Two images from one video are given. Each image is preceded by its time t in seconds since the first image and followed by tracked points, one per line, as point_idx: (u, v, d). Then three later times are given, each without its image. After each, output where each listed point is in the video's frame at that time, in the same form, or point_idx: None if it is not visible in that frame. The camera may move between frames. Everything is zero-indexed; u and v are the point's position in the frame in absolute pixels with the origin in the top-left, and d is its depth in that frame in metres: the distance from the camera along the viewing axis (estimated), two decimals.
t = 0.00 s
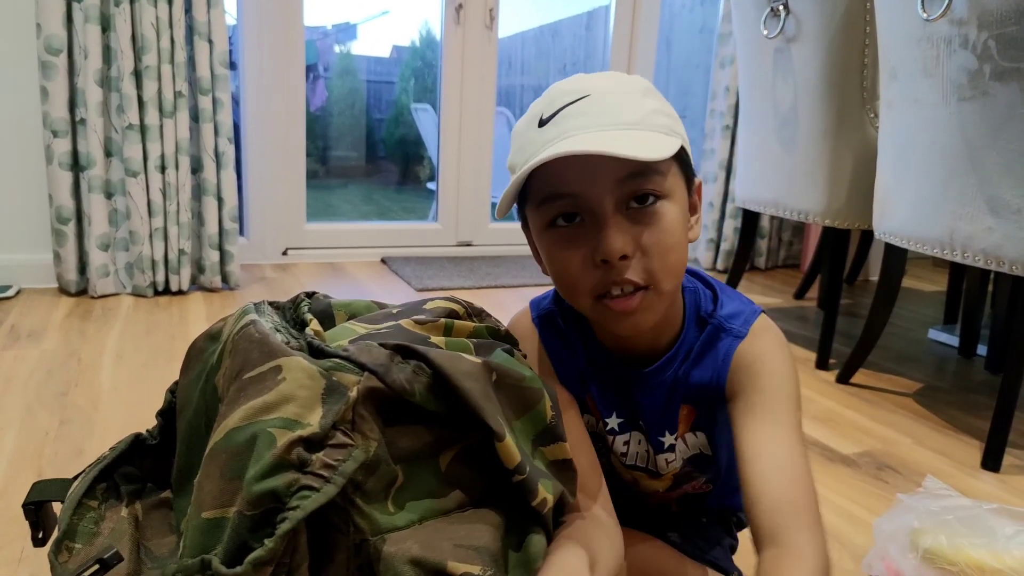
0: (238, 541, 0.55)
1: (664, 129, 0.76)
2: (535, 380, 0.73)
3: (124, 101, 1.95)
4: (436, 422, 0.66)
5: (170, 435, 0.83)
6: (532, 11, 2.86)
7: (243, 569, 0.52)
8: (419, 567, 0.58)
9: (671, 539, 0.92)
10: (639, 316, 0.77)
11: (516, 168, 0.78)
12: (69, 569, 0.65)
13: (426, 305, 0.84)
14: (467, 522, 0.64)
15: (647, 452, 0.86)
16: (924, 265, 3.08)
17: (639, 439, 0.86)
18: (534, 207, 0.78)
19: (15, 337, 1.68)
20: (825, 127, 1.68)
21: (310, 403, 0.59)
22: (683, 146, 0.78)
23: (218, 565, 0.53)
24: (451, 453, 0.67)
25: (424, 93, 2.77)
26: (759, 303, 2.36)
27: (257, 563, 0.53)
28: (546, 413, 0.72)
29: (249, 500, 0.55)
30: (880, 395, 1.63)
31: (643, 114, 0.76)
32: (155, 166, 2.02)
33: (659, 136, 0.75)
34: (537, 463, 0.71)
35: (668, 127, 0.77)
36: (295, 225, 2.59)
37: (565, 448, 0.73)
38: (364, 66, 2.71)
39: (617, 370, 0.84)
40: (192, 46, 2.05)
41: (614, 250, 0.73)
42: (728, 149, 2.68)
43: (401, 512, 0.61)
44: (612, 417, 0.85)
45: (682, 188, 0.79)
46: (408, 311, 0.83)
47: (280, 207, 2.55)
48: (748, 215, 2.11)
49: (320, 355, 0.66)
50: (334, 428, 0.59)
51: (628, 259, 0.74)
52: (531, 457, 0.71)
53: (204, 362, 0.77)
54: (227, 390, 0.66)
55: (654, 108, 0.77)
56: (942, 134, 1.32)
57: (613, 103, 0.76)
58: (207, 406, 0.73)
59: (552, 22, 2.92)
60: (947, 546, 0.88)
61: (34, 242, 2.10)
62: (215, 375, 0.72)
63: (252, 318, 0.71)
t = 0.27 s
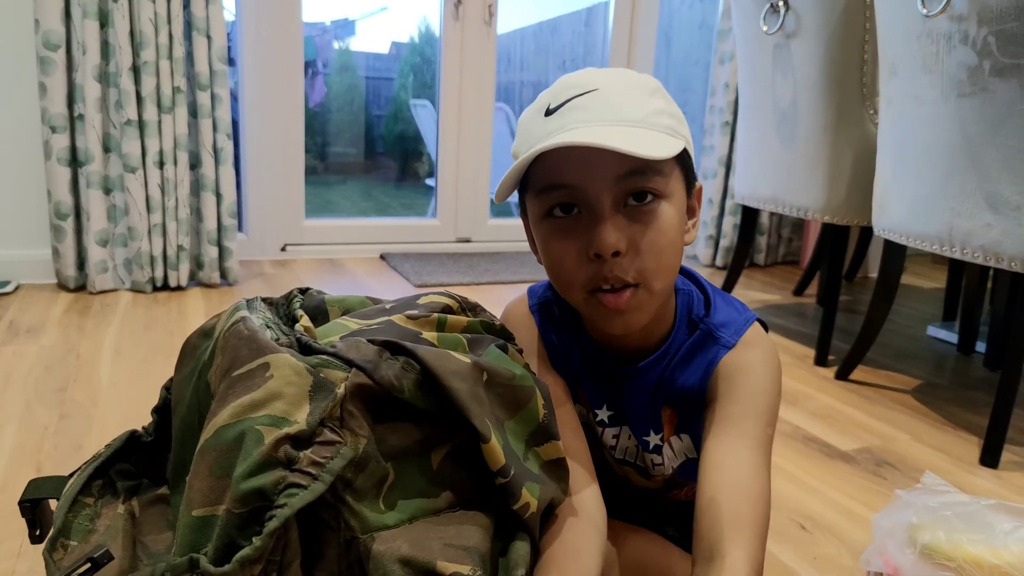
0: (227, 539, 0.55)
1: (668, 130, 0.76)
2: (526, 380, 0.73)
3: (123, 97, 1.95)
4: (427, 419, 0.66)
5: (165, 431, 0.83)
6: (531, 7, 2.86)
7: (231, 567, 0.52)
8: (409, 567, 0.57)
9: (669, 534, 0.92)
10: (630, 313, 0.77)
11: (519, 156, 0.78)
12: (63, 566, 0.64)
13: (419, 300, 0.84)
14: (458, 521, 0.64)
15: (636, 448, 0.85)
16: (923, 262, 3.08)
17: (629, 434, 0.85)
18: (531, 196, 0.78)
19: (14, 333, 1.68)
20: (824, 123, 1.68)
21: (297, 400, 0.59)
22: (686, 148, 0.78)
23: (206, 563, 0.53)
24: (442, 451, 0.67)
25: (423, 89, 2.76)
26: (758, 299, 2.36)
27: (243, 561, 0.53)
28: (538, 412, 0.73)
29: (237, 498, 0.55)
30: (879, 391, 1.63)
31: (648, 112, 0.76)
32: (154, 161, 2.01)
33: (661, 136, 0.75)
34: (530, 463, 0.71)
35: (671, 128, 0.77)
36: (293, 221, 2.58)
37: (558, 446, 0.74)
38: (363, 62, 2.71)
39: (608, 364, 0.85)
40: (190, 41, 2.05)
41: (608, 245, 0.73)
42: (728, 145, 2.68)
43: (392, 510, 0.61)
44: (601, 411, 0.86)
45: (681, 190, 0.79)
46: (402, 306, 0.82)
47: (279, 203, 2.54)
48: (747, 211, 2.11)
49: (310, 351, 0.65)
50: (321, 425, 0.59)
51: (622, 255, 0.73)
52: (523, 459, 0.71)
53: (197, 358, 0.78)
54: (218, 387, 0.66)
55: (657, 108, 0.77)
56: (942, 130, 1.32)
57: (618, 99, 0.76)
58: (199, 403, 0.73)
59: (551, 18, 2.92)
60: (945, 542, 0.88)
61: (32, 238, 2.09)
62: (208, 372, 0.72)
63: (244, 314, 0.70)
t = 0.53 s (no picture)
0: (226, 536, 0.55)
1: (669, 125, 0.76)
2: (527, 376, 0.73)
3: (121, 92, 1.95)
4: (427, 416, 0.66)
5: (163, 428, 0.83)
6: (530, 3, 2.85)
7: (230, 565, 0.52)
8: (409, 566, 0.57)
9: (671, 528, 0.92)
10: (631, 309, 0.77)
11: (521, 150, 0.78)
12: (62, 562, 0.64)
13: (419, 296, 0.84)
14: (458, 519, 0.64)
15: (639, 439, 0.85)
16: (923, 258, 3.08)
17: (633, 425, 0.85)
18: (533, 191, 0.78)
19: (13, 329, 1.68)
20: (824, 119, 1.68)
21: (296, 397, 0.59)
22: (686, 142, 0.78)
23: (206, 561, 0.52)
24: (443, 449, 0.67)
25: (422, 85, 2.76)
26: (758, 296, 2.36)
27: (242, 559, 0.53)
28: (540, 408, 0.73)
29: (235, 496, 0.55)
30: (878, 388, 1.64)
31: (648, 108, 0.76)
32: (153, 157, 2.01)
33: (662, 132, 0.75)
34: (532, 462, 0.71)
35: (672, 123, 0.77)
36: (293, 218, 2.58)
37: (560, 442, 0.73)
38: (362, 58, 2.70)
39: (610, 355, 0.85)
40: (189, 37, 2.05)
41: (608, 242, 0.73)
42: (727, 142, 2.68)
43: (392, 508, 0.61)
44: (605, 402, 0.86)
45: (682, 184, 0.78)
46: (402, 302, 0.82)
47: (278, 199, 2.54)
48: (746, 207, 2.11)
49: (309, 348, 0.65)
50: (320, 422, 0.59)
51: (623, 252, 0.73)
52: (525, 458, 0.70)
53: (196, 355, 0.78)
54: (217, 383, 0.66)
55: (658, 104, 0.77)
56: (941, 127, 1.32)
57: (619, 94, 0.76)
58: (197, 400, 0.73)
59: (550, 14, 2.91)
60: (944, 537, 0.88)
61: (31, 233, 2.09)
62: (207, 368, 0.72)
63: (243, 310, 0.70)
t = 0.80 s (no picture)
0: (231, 531, 0.55)
1: (676, 103, 0.76)
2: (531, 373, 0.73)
3: (125, 89, 1.95)
4: (431, 413, 0.66)
5: (167, 423, 0.83)
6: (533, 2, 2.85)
7: (233, 561, 0.52)
8: (412, 562, 0.57)
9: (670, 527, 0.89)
10: (647, 284, 0.77)
11: (528, 137, 0.78)
12: (67, 556, 0.64)
13: (422, 294, 0.84)
14: (462, 516, 0.64)
15: (646, 423, 0.84)
16: (925, 259, 3.08)
17: (639, 410, 0.84)
18: (543, 175, 0.78)
19: (16, 325, 1.68)
20: (827, 119, 1.68)
21: (301, 393, 0.59)
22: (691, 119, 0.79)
23: (210, 556, 0.52)
24: (446, 446, 0.67)
25: (425, 83, 2.76)
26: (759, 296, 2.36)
27: (246, 554, 0.52)
28: (542, 405, 0.72)
29: (240, 491, 0.55)
30: (880, 388, 1.64)
31: (654, 87, 0.76)
32: (156, 154, 2.01)
33: (670, 111, 0.75)
34: (535, 458, 0.70)
35: (678, 101, 0.77)
36: (295, 215, 2.58)
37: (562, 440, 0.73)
38: (365, 57, 2.70)
39: (621, 336, 0.85)
40: (193, 35, 2.05)
41: (625, 221, 0.73)
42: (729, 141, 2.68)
43: (397, 504, 0.61)
44: (612, 385, 0.85)
45: (688, 162, 0.79)
46: (405, 300, 0.82)
47: (280, 197, 2.54)
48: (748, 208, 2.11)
49: (315, 345, 0.65)
50: (325, 418, 0.59)
51: (639, 229, 0.74)
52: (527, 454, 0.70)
53: (201, 351, 0.78)
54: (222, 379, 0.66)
55: (663, 84, 0.77)
56: (945, 127, 1.31)
57: (626, 75, 0.76)
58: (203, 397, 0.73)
59: (553, 13, 2.92)
60: (946, 539, 0.88)
61: (34, 230, 2.09)
62: (211, 364, 0.72)
63: (248, 307, 0.70)
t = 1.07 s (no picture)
0: (237, 528, 0.54)
1: (675, 80, 0.77)
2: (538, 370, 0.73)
3: (125, 89, 1.95)
4: (437, 411, 0.66)
5: (169, 422, 0.83)
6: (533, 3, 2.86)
7: (241, 557, 0.52)
8: (419, 560, 0.57)
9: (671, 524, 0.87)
10: (642, 247, 0.79)
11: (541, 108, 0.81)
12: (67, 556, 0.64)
13: (426, 294, 0.84)
14: (468, 513, 0.64)
15: (649, 379, 0.85)
16: (924, 261, 3.08)
17: (643, 367, 0.85)
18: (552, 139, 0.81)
19: (15, 324, 1.68)
20: (827, 120, 1.68)
21: (309, 391, 0.59)
22: (694, 92, 0.79)
23: (218, 554, 0.52)
24: (451, 444, 0.67)
25: (425, 84, 2.76)
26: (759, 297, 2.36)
27: (253, 552, 0.52)
28: (552, 402, 0.72)
29: (246, 489, 0.55)
30: (879, 390, 1.64)
31: (654, 65, 0.77)
32: (155, 154, 2.01)
33: (668, 88, 0.76)
34: (546, 453, 0.70)
35: (678, 77, 0.78)
36: (294, 215, 2.58)
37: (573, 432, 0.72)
38: (365, 57, 2.71)
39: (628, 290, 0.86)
40: (193, 34, 2.05)
41: (616, 190, 0.75)
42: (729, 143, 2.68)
43: (402, 501, 0.61)
44: (617, 342, 0.86)
45: (692, 135, 0.79)
46: (409, 301, 0.82)
47: (280, 196, 2.54)
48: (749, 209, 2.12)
49: (321, 343, 0.66)
50: (332, 416, 0.58)
51: (632, 198, 0.75)
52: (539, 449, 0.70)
53: (204, 349, 0.78)
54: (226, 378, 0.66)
55: (666, 59, 0.78)
56: (945, 129, 1.31)
57: (627, 53, 0.78)
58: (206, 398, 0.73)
59: (554, 14, 2.92)
60: (946, 541, 0.88)
61: (33, 230, 2.09)
62: (214, 364, 0.72)
63: (253, 306, 0.70)
